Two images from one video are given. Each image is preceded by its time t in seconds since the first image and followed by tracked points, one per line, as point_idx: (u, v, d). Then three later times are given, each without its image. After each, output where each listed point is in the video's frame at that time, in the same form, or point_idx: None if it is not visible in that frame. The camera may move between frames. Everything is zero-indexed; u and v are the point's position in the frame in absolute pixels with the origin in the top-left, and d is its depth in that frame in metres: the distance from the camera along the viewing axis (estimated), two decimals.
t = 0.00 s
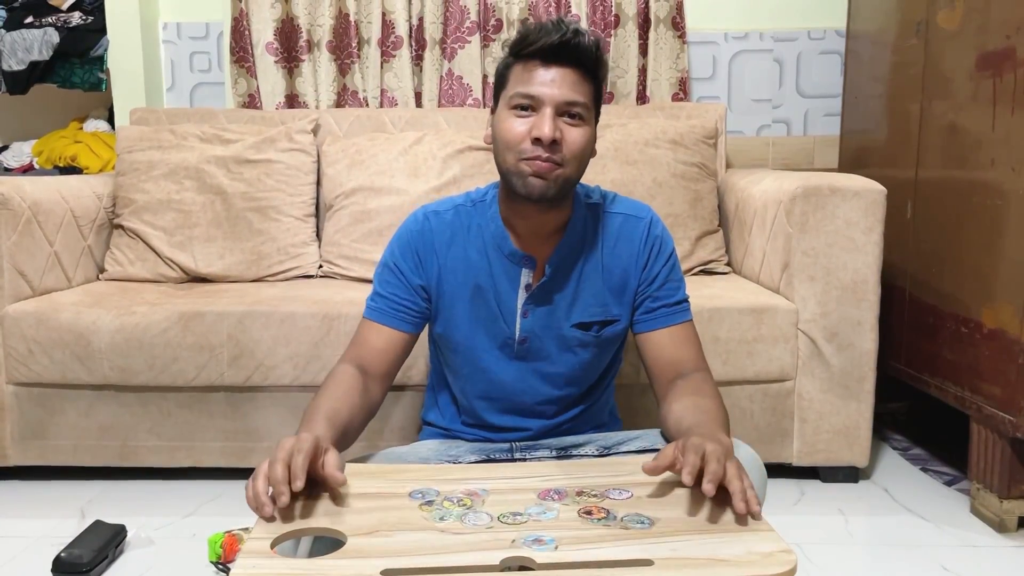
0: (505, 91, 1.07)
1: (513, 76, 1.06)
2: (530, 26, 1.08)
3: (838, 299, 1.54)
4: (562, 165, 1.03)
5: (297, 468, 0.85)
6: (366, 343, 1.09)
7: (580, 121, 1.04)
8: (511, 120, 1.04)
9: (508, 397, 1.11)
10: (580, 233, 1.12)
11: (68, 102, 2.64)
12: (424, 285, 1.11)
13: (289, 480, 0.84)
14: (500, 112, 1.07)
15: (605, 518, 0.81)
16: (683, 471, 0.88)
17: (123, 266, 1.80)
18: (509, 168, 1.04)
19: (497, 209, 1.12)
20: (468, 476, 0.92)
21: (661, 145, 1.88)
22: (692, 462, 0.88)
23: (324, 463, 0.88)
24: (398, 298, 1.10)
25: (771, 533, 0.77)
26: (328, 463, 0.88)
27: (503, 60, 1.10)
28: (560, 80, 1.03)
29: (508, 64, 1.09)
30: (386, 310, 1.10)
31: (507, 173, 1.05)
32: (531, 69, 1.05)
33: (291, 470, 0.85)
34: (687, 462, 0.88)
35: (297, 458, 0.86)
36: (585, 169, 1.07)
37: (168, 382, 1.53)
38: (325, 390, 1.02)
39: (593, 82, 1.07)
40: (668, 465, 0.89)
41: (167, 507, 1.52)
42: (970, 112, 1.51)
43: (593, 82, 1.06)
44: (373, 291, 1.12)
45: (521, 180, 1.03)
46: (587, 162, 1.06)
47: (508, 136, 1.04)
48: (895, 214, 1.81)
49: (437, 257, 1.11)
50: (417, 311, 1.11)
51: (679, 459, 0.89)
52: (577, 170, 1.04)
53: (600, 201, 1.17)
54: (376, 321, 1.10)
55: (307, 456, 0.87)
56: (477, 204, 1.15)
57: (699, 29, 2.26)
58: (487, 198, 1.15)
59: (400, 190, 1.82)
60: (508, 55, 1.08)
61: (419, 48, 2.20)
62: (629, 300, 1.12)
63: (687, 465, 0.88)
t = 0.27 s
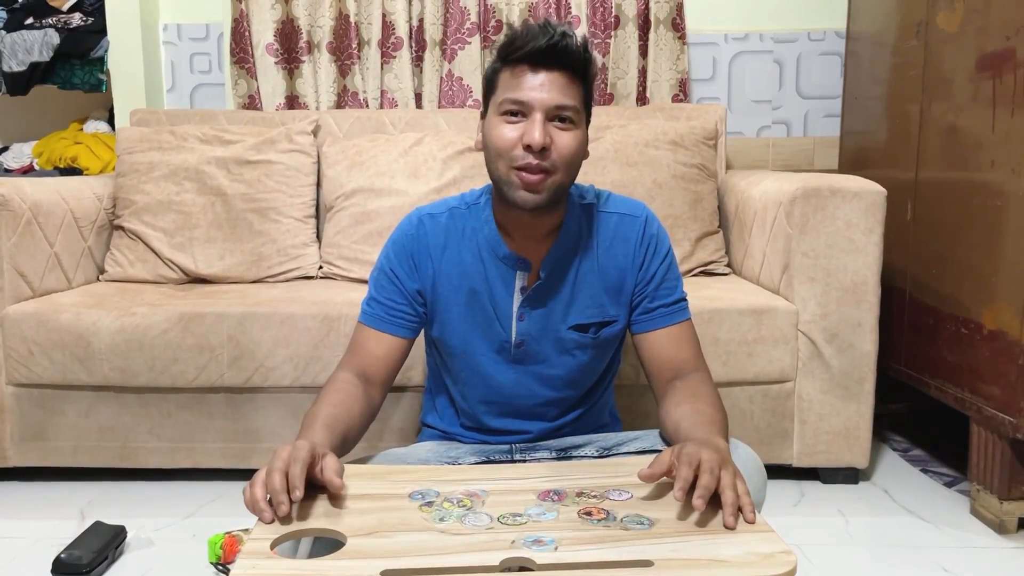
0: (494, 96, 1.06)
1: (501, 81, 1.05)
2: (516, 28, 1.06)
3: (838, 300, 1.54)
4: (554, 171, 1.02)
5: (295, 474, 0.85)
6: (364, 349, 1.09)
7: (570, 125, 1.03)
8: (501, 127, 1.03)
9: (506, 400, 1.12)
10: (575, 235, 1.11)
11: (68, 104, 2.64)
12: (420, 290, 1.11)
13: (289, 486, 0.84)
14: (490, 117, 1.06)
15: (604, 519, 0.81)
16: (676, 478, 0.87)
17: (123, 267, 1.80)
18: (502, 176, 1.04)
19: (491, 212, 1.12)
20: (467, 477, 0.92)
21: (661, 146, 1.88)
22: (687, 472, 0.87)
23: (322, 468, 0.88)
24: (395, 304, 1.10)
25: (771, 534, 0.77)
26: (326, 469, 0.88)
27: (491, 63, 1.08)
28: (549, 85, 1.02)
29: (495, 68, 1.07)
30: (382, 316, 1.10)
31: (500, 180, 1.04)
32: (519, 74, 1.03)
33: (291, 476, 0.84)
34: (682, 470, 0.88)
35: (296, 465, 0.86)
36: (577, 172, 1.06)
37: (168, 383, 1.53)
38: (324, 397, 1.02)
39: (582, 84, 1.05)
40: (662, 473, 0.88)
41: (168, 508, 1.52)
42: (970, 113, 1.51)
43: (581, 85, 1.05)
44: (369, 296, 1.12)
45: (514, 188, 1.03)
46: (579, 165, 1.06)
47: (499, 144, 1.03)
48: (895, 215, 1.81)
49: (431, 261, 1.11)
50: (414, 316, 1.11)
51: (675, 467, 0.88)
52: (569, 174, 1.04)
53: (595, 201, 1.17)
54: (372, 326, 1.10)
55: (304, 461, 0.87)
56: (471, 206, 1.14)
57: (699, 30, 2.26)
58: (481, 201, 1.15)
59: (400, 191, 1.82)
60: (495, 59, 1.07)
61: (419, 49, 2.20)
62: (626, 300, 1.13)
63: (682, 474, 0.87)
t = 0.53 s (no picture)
0: (490, 98, 1.06)
1: (497, 83, 1.05)
2: (513, 30, 1.05)
3: (838, 301, 1.54)
4: (548, 175, 1.02)
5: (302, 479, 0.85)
6: (363, 350, 1.09)
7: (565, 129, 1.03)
8: (497, 130, 1.03)
9: (505, 401, 1.12)
10: (572, 237, 1.11)
11: (68, 105, 2.64)
12: (418, 292, 1.11)
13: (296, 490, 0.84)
14: (486, 120, 1.06)
15: (605, 519, 0.81)
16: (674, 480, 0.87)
17: (123, 268, 1.80)
18: (496, 179, 1.04)
19: (488, 214, 1.11)
20: (467, 477, 0.92)
21: (661, 147, 1.88)
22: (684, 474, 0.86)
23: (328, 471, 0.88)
24: (392, 306, 1.10)
25: (770, 535, 0.77)
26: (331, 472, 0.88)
27: (487, 65, 1.08)
28: (544, 89, 1.02)
29: (491, 70, 1.07)
30: (381, 317, 1.09)
31: (494, 183, 1.05)
32: (514, 77, 1.03)
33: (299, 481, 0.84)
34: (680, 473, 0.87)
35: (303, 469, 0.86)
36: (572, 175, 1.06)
37: (168, 384, 1.53)
38: (325, 399, 1.02)
39: (578, 87, 1.05)
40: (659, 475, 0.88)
41: (167, 509, 1.52)
42: (970, 114, 1.51)
43: (577, 88, 1.05)
44: (367, 297, 1.11)
45: (508, 191, 1.03)
46: (574, 168, 1.06)
47: (495, 147, 1.03)
48: (894, 216, 1.81)
49: (429, 263, 1.11)
50: (412, 317, 1.11)
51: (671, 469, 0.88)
52: (563, 178, 1.04)
53: (593, 203, 1.17)
54: (370, 327, 1.10)
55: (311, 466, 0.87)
56: (469, 208, 1.14)
57: (699, 31, 2.26)
58: (478, 202, 1.15)
59: (400, 192, 1.82)
60: (491, 61, 1.06)
61: (419, 50, 2.20)
62: (624, 302, 1.13)
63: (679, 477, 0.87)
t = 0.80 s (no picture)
0: (498, 99, 1.05)
1: (506, 86, 1.04)
2: (522, 31, 1.04)
3: (838, 302, 1.54)
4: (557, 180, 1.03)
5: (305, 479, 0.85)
6: (362, 347, 1.09)
7: (574, 133, 1.03)
8: (506, 133, 1.03)
9: (504, 400, 1.12)
10: (571, 237, 1.11)
11: (68, 105, 2.64)
12: (417, 290, 1.11)
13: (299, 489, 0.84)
14: (494, 122, 1.05)
15: (604, 520, 0.81)
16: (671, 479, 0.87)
17: (123, 269, 1.80)
18: (506, 182, 1.04)
19: (488, 214, 1.12)
20: (467, 478, 0.92)
21: (661, 147, 1.88)
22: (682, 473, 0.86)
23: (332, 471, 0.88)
24: (392, 303, 1.10)
25: (770, 535, 0.77)
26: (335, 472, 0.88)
27: (495, 65, 1.07)
28: (554, 93, 1.01)
29: (499, 71, 1.06)
30: (380, 315, 1.09)
31: (503, 186, 1.05)
32: (524, 81, 1.02)
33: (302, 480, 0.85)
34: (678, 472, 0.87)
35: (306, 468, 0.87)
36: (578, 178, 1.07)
37: (167, 384, 1.53)
38: (323, 396, 1.02)
39: (586, 91, 1.05)
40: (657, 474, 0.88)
41: (167, 509, 1.52)
42: (969, 115, 1.51)
43: (585, 92, 1.04)
44: (366, 295, 1.11)
45: (517, 196, 1.03)
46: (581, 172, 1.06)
47: (504, 150, 1.03)
48: (894, 216, 1.81)
49: (428, 261, 1.11)
50: (411, 315, 1.11)
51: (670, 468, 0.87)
52: (571, 182, 1.04)
53: (593, 203, 1.17)
54: (369, 325, 1.10)
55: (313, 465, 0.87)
56: (468, 207, 1.14)
57: (699, 32, 2.26)
58: (478, 202, 1.15)
59: (400, 193, 1.82)
60: (499, 62, 1.05)
61: (419, 51, 2.20)
62: (623, 302, 1.13)
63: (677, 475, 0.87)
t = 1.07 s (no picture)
0: (501, 101, 1.05)
1: (509, 87, 1.04)
2: (526, 33, 1.04)
3: (838, 302, 1.54)
4: (557, 184, 1.03)
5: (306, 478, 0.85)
6: (363, 346, 1.09)
7: (575, 136, 1.03)
8: (508, 135, 1.03)
9: (505, 401, 1.12)
10: (574, 238, 1.11)
11: (69, 106, 2.65)
12: (420, 289, 1.11)
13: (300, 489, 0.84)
14: (496, 123, 1.05)
15: (604, 520, 0.81)
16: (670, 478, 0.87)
17: (123, 269, 1.80)
18: (505, 184, 1.04)
19: (490, 214, 1.11)
20: (467, 478, 0.92)
21: (661, 148, 1.88)
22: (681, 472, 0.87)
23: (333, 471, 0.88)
24: (395, 303, 1.09)
25: (770, 536, 0.77)
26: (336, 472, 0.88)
27: (499, 67, 1.07)
28: (557, 96, 1.01)
29: (503, 72, 1.06)
30: (383, 314, 1.09)
31: (503, 188, 1.05)
32: (527, 83, 1.02)
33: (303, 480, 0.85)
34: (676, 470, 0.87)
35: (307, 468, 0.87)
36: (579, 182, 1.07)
37: (168, 384, 1.54)
38: (323, 396, 1.02)
39: (589, 94, 1.05)
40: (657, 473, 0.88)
41: (167, 510, 1.52)
42: (969, 116, 1.51)
43: (588, 96, 1.04)
44: (369, 294, 1.11)
45: (515, 198, 1.03)
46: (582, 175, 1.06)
47: (505, 152, 1.03)
48: (894, 217, 1.81)
49: (431, 261, 1.11)
50: (414, 315, 1.11)
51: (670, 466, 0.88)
52: (571, 186, 1.04)
53: (596, 204, 1.17)
54: (371, 324, 1.10)
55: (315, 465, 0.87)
56: (471, 207, 1.14)
57: (699, 33, 2.26)
58: (481, 202, 1.15)
59: (400, 193, 1.82)
60: (503, 63, 1.05)
61: (419, 51, 2.20)
62: (625, 303, 1.13)
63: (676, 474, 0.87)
